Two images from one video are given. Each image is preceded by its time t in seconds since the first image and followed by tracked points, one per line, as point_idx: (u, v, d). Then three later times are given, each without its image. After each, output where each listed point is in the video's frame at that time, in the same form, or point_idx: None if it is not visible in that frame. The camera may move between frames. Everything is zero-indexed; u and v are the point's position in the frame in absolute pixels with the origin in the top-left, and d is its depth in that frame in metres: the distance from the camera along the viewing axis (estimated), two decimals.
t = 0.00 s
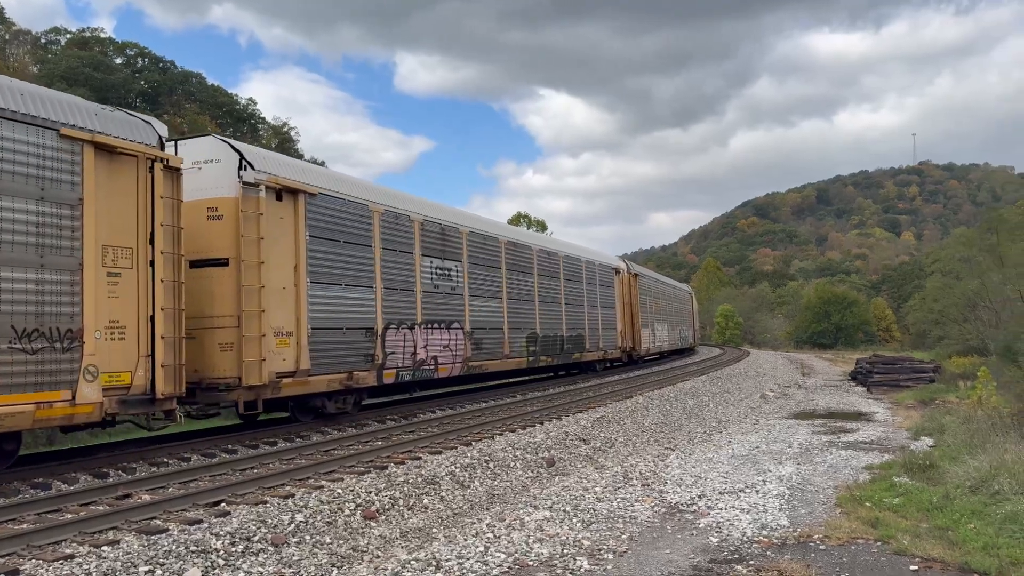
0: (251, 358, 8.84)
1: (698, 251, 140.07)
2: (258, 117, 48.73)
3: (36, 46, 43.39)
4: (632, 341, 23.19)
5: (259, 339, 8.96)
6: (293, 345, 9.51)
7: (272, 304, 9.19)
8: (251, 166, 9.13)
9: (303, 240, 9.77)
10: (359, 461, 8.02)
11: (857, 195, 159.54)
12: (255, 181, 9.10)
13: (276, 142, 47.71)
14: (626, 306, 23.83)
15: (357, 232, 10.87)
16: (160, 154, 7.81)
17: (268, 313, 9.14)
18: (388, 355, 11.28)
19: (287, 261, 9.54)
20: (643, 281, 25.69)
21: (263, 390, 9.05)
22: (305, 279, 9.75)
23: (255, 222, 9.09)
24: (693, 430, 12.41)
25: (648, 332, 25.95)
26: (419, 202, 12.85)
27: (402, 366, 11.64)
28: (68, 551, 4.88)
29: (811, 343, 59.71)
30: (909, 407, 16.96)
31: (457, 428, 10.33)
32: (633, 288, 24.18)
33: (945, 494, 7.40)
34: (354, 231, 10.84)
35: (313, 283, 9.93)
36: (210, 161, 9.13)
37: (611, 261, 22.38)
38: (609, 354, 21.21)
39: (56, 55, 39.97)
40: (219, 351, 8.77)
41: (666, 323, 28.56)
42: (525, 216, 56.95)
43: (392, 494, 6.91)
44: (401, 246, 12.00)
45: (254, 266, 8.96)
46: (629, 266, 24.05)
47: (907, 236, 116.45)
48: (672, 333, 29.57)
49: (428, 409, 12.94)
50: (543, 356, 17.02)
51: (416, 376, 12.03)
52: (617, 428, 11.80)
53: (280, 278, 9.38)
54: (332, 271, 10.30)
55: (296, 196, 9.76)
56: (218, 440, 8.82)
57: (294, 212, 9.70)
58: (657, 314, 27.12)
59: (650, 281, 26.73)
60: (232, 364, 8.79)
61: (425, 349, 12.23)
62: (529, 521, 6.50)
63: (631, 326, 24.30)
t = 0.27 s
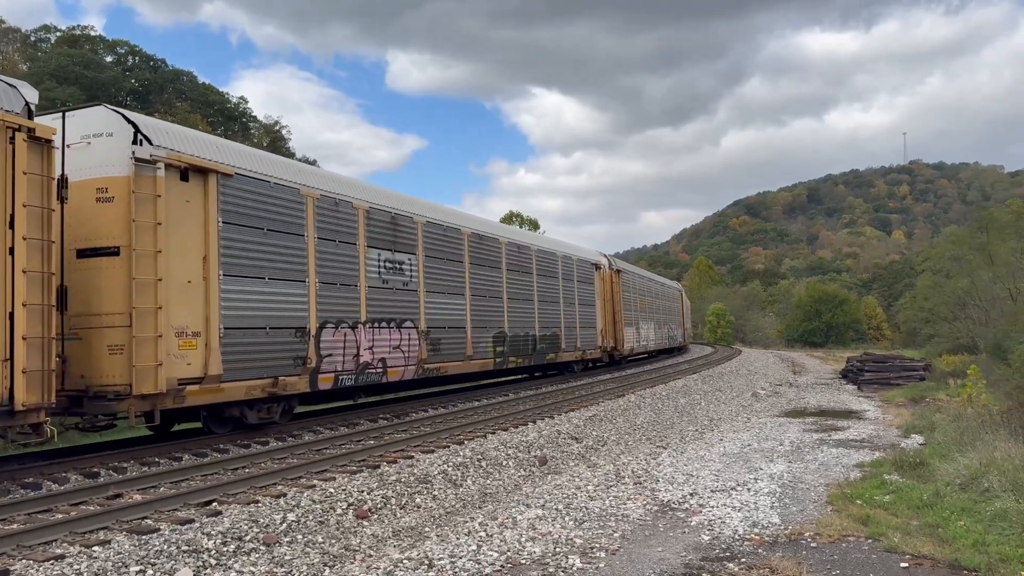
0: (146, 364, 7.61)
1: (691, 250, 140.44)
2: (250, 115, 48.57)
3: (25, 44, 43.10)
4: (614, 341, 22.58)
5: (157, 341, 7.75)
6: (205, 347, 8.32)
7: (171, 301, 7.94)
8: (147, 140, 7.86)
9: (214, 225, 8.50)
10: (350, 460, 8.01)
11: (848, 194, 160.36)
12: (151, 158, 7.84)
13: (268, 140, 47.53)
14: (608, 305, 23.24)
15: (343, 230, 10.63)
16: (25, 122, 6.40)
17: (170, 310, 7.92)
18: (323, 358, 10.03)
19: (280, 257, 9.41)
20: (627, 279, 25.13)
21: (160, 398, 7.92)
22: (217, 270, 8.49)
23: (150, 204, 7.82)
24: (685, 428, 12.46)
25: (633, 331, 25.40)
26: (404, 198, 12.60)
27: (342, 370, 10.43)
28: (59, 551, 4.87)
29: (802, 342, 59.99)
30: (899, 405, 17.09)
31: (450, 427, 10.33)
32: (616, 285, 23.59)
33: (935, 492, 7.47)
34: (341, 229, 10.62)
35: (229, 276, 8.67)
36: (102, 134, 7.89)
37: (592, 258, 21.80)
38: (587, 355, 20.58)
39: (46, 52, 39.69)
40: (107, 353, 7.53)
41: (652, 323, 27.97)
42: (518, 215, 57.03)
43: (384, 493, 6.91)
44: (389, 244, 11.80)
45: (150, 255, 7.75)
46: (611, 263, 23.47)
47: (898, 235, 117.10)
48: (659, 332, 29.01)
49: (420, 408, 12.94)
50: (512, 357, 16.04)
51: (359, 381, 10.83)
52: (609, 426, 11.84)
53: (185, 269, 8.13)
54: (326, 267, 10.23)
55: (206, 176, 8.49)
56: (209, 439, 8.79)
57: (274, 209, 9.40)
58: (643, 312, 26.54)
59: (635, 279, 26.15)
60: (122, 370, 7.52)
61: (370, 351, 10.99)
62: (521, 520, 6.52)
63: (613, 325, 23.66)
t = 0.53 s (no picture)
0: (7, 372, 6.22)
1: (686, 249, 140.68)
2: (245, 115, 48.45)
3: (18, 43, 42.89)
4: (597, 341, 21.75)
5: (25, 345, 6.36)
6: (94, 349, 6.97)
7: (45, 297, 6.55)
8: (17, 108, 6.52)
9: (104, 210, 7.12)
10: (346, 460, 8.00)
11: (843, 194, 160.83)
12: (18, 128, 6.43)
13: (263, 140, 47.39)
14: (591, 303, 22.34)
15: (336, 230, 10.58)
16: None
17: (44, 309, 6.54)
18: (246, 364, 8.70)
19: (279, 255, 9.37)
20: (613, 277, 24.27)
21: (27, 412, 6.45)
22: (107, 263, 7.11)
23: (16, 183, 6.39)
24: (680, 428, 12.48)
25: (620, 331, 24.57)
26: (395, 196, 12.48)
27: (270, 377, 9.12)
28: (54, 552, 4.85)
29: (797, 341, 60.14)
30: (894, 404, 17.14)
31: (445, 426, 10.33)
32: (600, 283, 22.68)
33: (930, 490, 7.50)
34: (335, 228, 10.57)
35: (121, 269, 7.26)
36: None
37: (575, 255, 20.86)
38: (567, 355, 19.53)
39: (39, 52, 39.51)
40: None
41: (639, 322, 27.09)
42: (513, 214, 57.07)
43: (380, 493, 6.90)
44: (383, 243, 11.74)
45: (16, 244, 6.34)
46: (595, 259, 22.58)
47: (892, 234, 117.47)
48: (647, 332, 28.18)
49: (415, 408, 12.93)
50: (480, 360, 14.87)
51: (293, 389, 9.53)
52: (605, 425, 11.85)
53: (64, 262, 6.74)
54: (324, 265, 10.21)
55: (93, 151, 7.10)
56: (204, 440, 8.77)
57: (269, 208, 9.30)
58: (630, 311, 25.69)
59: (621, 276, 25.27)
60: None
61: (305, 355, 9.66)
62: (517, 519, 6.52)
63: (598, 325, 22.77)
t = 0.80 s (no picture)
0: None
1: (684, 249, 140.78)
2: (242, 116, 48.39)
3: (16, 44, 42.80)
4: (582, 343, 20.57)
5: None
6: (63, 352, 6.66)
7: None
8: None
9: None
10: (345, 461, 8.00)
11: (841, 193, 161.04)
12: None
13: (261, 140, 47.35)
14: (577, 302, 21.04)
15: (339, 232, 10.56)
16: None
17: None
18: (148, 372, 7.50)
19: (279, 256, 9.40)
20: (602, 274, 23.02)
21: None
22: None
23: None
24: (679, 428, 12.48)
25: (608, 330, 23.32)
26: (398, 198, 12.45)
27: (179, 387, 7.87)
28: (52, 553, 4.84)
29: (795, 340, 60.18)
30: (892, 404, 17.15)
31: (444, 427, 10.33)
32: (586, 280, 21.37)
33: (929, 490, 7.50)
34: (339, 228, 10.55)
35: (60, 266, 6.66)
36: None
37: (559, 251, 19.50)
38: (549, 357, 18.23)
39: (37, 53, 39.45)
40: None
41: (629, 322, 25.76)
42: (511, 214, 57.11)
43: (378, 493, 6.90)
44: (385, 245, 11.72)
45: None
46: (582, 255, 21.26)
47: (890, 234, 117.64)
48: (638, 332, 26.90)
49: (414, 409, 12.94)
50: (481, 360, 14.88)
51: (209, 400, 8.26)
52: (603, 426, 11.85)
53: None
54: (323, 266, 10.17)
55: None
56: (202, 440, 8.76)
57: (268, 210, 9.30)
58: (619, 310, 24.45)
59: (610, 273, 24.01)
60: None
61: (224, 360, 8.38)
62: (516, 520, 6.52)
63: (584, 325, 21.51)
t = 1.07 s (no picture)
0: None
1: (684, 250, 140.83)
2: (241, 117, 48.41)
3: (15, 46, 42.81)
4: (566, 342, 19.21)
5: None
6: None
7: None
8: None
9: None
10: (345, 462, 8.01)
11: (841, 194, 161.08)
12: None
13: (261, 142, 47.43)
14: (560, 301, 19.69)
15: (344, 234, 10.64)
16: None
17: None
18: (20, 383, 6.37)
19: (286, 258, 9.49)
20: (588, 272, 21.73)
21: None
22: None
23: None
24: (678, 429, 12.49)
25: (596, 332, 22.00)
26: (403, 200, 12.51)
27: (65, 399, 6.72)
28: (52, 555, 4.84)
29: (795, 341, 60.18)
30: (892, 404, 17.15)
31: (444, 428, 10.35)
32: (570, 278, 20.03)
33: (928, 491, 7.50)
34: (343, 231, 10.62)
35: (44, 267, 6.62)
36: None
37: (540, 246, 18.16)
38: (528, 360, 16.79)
39: (37, 55, 39.50)
40: None
41: (618, 323, 24.38)
42: (511, 215, 57.28)
43: (379, 495, 6.89)
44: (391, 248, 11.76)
45: None
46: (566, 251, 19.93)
47: (890, 234, 117.66)
48: (628, 334, 25.52)
49: (414, 410, 12.94)
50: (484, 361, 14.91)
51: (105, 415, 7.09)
52: (604, 426, 11.86)
53: None
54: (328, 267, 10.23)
55: None
56: (203, 442, 8.76)
57: (274, 213, 9.40)
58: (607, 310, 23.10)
59: (597, 271, 22.71)
60: None
61: (123, 367, 7.25)
62: (516, 521, 6.52)
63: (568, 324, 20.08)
